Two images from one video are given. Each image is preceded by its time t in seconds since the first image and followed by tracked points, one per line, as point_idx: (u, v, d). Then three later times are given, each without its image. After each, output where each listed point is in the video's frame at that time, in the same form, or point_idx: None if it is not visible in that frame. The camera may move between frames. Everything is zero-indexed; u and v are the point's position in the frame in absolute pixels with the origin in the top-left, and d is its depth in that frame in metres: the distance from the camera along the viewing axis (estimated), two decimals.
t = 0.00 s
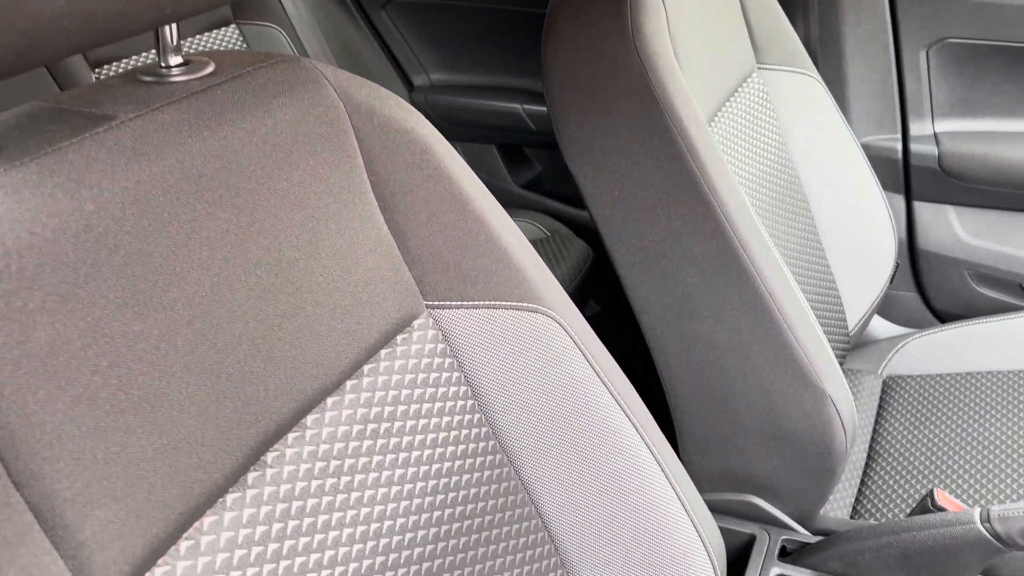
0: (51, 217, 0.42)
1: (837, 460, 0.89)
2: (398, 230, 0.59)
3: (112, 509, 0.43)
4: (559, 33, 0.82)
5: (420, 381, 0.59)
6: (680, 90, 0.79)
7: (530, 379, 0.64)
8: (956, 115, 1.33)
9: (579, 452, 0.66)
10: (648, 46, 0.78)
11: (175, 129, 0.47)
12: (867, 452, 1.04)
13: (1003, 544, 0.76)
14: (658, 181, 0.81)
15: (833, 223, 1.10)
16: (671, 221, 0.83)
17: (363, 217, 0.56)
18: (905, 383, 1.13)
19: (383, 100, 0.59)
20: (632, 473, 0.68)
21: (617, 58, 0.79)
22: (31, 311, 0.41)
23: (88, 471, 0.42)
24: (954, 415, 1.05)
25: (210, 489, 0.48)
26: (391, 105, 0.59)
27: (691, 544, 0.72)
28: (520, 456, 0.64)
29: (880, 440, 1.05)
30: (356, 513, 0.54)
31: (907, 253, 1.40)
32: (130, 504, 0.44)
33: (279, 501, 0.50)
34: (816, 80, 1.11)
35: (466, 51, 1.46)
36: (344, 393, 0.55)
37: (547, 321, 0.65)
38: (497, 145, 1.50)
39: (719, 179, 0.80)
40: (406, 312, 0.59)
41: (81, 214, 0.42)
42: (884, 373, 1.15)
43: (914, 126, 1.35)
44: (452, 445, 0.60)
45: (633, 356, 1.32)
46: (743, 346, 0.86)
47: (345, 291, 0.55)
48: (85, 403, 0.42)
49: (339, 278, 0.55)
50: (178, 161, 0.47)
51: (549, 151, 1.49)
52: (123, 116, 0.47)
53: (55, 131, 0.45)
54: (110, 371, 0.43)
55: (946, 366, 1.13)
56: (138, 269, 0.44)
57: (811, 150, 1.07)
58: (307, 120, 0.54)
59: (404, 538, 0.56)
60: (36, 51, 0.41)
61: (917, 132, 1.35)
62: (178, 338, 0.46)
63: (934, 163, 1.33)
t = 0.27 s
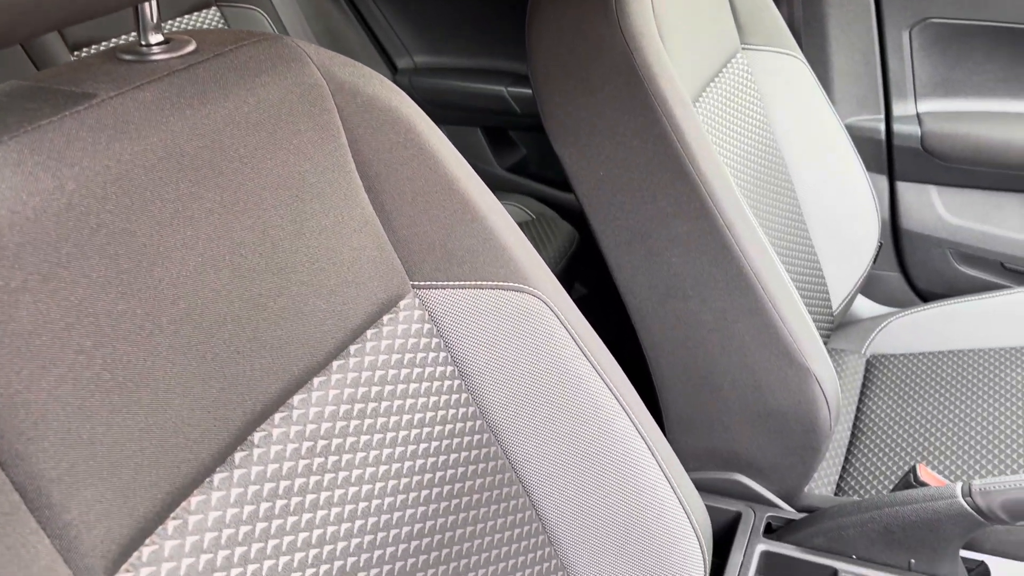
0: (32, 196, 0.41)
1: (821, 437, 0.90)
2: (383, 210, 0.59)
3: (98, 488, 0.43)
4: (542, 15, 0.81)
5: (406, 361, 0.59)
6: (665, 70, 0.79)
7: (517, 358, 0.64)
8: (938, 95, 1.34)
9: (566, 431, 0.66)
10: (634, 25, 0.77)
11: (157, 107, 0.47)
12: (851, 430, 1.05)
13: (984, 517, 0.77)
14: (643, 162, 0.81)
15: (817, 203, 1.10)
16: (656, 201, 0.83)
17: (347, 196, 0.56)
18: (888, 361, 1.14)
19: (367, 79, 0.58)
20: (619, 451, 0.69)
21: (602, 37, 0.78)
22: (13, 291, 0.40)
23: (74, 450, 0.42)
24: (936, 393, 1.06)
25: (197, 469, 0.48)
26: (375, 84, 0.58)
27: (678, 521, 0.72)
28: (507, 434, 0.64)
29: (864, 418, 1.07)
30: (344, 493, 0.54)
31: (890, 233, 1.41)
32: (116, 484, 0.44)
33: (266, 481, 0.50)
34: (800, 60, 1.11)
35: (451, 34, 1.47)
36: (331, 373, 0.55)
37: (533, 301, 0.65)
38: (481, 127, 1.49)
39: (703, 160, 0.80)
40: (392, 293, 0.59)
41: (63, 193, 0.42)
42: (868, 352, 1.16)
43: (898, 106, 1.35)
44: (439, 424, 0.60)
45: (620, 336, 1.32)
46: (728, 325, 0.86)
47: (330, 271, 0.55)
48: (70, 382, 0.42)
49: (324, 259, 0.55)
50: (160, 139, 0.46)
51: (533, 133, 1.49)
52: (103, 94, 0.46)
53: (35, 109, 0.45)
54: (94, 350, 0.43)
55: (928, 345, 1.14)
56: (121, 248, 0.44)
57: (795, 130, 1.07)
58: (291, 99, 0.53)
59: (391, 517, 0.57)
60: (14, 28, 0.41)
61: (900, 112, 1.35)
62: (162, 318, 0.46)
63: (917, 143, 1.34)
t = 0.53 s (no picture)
0: (11, 172, 0.40)
1: (805, 415, 0.91)
2: (367, 189, 0.59)
3: (84, 467, 0.43)
4: None
5: (392, 340, 0.59)
6: (649, 50, 0.78)
7: (504, 337, 0.64)
8: (920, 75, 1.35)
9: (553, 409, 0.67)
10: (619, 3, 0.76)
11: (137, 85, 0.46)
12: (835, 407, 1.06)
13: (965, 490, 0.77)
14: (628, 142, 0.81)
15: (800, 183, 1.11)
16: (640, 181, 0.83)
17: (331, 175, 0.56)
18: (872, 340, 1.15)
19: (350, 57, 0.57)
20: (606, 429, 0.69)
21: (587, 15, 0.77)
22: None
23: (59, 429, 0.42)
24: (919, 370, 1.07)
25: (184, 448, 0.48)
26: (358, 62, 0.58)
27: (665, 497, 0.73)
28: (493, 413, 0.64)
29: (848, 395, 1.08)
30: (331, 471, 0.54)
31: (872, 212, 1.42)
32: (102, 462, 0.44)
33: (253, 460, 0.51)
34: (784, 41, 1.11)
35: (432, 15, 1.46)
36: (317, 352, 0.55)
37: (519, 280, 0.65)
38: (464, 110, 1.49)
39: (687, 140, 0.80)
40: (377, 272, 0.59)
41: (42, 170, 0.41)
42: (852, 330, 1.17)
43: (880, 86, 1.36)
44: (426, 403, 0.61)
45: (605, 315, 1.32)
46: (712, 304, 0.87)
47: (315, 250, 0.55)
48: (53, 360, 0.42)
49: (309, 238, 0.55)
50: (141, 116, 0.46)
51: (517, 116, 1.49)
52: (82, 71, 0.46)
53: (13, 87, 0.44)
54: (78, 329, 0.43)
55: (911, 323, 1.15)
56: (102, 226, 0.44)
57: (778, 110, 1.08)
58: (272, 77, 0.52)
59: (379, 494, 0.57)
60: None
61: (882, 93, 1.36)
62: (146, 297, 0.46)
63: (900, 123, 1.35)
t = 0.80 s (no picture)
0: None
1: (789, 393, 0.92)
2: (352, 170, 0.59)
3: (70, 448, 0.43)
4: None
5: (378, 321, 0.59)
6: (632, 30, 0.77)
7: (489, 317, 0.64)
8: (902, 56, 1.35)
9: (538, 389, 0.67)
10: None
11: (117, 63, 0.46)
12: (818, 387, 1.07)
13: (945, 465, 0.78)
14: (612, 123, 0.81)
15: (784, 164, 1.11)
16: (625, 161, 0.83)
17: (314, 156, 0.56)
18: (855, 320, 1.16)
19: (332, 38, 0.57)
20: (591, 408, 0.70)
21: None
22: None
23: (44, 410, 0.42)
24: (901, 348, 1.08)
25: (170, 429, 0.48)
26: (341, 42, 0.57)
27: (650, 475, 0.74)
28: (479, 393, 0.65)
29: (831, 375, 1.09)
30: (318, 452, 0.54)
31: (855, 194, 1.43)
32: (87, 444, 0.44)
33: (240, 441, 0.51)
34: (766, 23, 1.12)
35: None
36: (303, 333, 0.55)
37: (504, 261, 0.65)
38: (448, 94, 1.48)
39: (671, 120, 0.80)
40: (362, 254, 0.59)
41: (21, 150, 0.41)
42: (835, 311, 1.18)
43: (862, 67, 1.36)
44: (412, 384, 0.61)
45: (591, 297, 1.32)
46: (697, 284, 0.87)
47: (300, 231, 0.55)
48: (36, 341, 0.41)
49: (293, 219, 0.54)
50: (121, 96, 0.45)
51: (501, 99, 1.49)
52: (61, 50, 0.45)
53: None
54: (60, 310, 0.42)
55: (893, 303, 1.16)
56: (84, 207, 0.43)
57: (762, 91, 1.08)
58: (254, 56, 0.52)
59: (367, 475, 0.57)
60: None
61: (865, 74, 1.36)
62: (129, 278, 0.45)
63: (882, 104, 1.35)
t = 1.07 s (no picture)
0: None
1: (773, 373, 0.92)
2: (335, 152, 0.58)
3: (54, 430, 0.43)
4: None
5: (363, 303, 0.59)
6: (614, 11, 0.77)
7: (474, 299, 0.64)
8: (881, 38, 1.36)
9: (524, 369, 0.67)
10: None
11: (95, 43, 0.45)
12: (802, 367, 1.08)
13: (927, 440, 0.79)
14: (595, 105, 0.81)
15: (767, 145, 1.12)
16: (609, 143, 0.83)
17: (297, 137, 0.55)
18: (838, 300, 1.17)
19: (314, 18, 0.57)
20: (577, 388, 0.70)
21: None
22: None
23: (27, 392, 0.42)
24: (883, 328, 1.09)
25: (156, 411, 0.48)
26: (323, 22, 0.57)
27: (637, 454, 0.74)
28: (466, 375, 0.65)
29: (815, 355, 1.10)
30: (306, 434, 0.54)
31: (837, 175, 1.44)
32: (72, 426, 0.44)
33: (226, 423, 0.50)
34: (747, 4, 1.12)
35: None
36: (288, 315, 0.55)
37: (489, 241, 0.65)
38: (431, 79, 1.48)
39: (654, 101, 0.80)
40: (346, 236, 0.59)
41: None
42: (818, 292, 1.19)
43: (844, 49, 1.37)
44: (399, 365, 0.61)
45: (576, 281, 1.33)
46: (682, 265, 0.87)
47: (283, 212, 0.55)
48: (18, 322, 0.41)
49: (276, 200, 0.54)
50: (101, 76, 0.45)
51: (485, 84, 1.48)
52: (38, 28, 0.44)
53: None
54: (42, 291, 0.42)
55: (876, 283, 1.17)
56: (64, 187, 0.43)
57: (744, 72, 1.08)
58: (235, 36, 0.51)
59: (355, 456, 0.57)
60: None
61: (846, 56, 1.37)
62: (112, 260, 0.45)
63: (862, 85, 1.36)
